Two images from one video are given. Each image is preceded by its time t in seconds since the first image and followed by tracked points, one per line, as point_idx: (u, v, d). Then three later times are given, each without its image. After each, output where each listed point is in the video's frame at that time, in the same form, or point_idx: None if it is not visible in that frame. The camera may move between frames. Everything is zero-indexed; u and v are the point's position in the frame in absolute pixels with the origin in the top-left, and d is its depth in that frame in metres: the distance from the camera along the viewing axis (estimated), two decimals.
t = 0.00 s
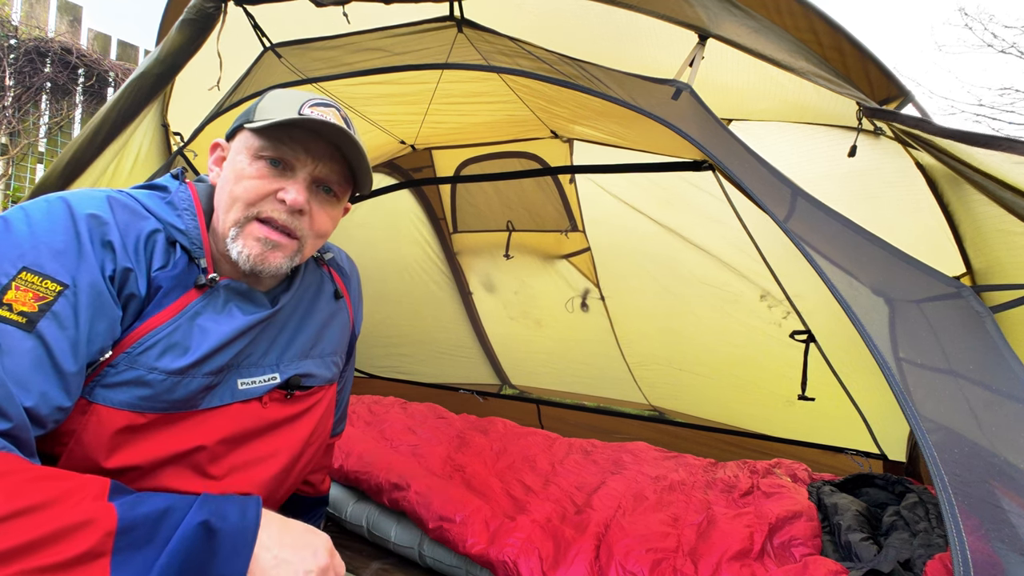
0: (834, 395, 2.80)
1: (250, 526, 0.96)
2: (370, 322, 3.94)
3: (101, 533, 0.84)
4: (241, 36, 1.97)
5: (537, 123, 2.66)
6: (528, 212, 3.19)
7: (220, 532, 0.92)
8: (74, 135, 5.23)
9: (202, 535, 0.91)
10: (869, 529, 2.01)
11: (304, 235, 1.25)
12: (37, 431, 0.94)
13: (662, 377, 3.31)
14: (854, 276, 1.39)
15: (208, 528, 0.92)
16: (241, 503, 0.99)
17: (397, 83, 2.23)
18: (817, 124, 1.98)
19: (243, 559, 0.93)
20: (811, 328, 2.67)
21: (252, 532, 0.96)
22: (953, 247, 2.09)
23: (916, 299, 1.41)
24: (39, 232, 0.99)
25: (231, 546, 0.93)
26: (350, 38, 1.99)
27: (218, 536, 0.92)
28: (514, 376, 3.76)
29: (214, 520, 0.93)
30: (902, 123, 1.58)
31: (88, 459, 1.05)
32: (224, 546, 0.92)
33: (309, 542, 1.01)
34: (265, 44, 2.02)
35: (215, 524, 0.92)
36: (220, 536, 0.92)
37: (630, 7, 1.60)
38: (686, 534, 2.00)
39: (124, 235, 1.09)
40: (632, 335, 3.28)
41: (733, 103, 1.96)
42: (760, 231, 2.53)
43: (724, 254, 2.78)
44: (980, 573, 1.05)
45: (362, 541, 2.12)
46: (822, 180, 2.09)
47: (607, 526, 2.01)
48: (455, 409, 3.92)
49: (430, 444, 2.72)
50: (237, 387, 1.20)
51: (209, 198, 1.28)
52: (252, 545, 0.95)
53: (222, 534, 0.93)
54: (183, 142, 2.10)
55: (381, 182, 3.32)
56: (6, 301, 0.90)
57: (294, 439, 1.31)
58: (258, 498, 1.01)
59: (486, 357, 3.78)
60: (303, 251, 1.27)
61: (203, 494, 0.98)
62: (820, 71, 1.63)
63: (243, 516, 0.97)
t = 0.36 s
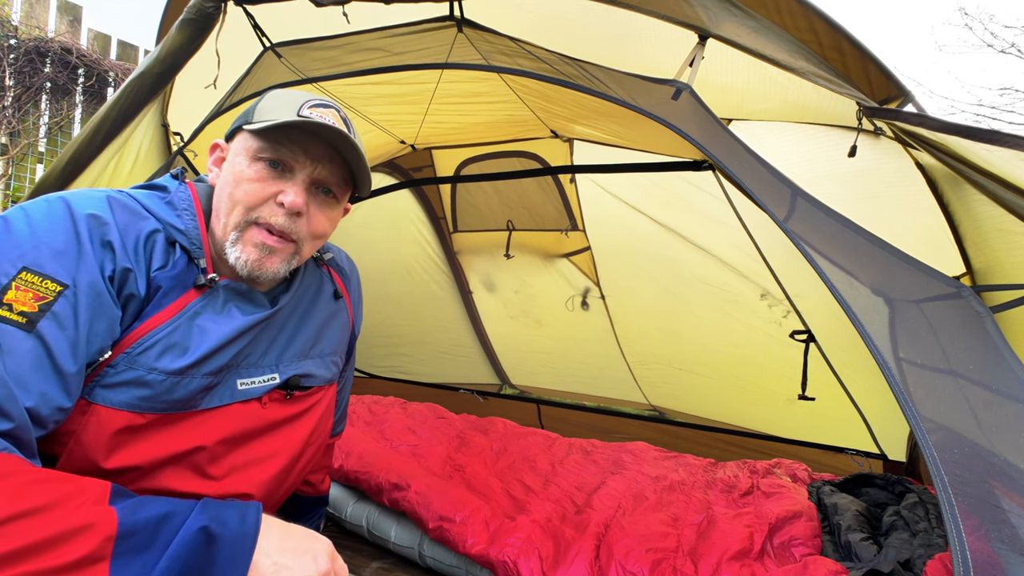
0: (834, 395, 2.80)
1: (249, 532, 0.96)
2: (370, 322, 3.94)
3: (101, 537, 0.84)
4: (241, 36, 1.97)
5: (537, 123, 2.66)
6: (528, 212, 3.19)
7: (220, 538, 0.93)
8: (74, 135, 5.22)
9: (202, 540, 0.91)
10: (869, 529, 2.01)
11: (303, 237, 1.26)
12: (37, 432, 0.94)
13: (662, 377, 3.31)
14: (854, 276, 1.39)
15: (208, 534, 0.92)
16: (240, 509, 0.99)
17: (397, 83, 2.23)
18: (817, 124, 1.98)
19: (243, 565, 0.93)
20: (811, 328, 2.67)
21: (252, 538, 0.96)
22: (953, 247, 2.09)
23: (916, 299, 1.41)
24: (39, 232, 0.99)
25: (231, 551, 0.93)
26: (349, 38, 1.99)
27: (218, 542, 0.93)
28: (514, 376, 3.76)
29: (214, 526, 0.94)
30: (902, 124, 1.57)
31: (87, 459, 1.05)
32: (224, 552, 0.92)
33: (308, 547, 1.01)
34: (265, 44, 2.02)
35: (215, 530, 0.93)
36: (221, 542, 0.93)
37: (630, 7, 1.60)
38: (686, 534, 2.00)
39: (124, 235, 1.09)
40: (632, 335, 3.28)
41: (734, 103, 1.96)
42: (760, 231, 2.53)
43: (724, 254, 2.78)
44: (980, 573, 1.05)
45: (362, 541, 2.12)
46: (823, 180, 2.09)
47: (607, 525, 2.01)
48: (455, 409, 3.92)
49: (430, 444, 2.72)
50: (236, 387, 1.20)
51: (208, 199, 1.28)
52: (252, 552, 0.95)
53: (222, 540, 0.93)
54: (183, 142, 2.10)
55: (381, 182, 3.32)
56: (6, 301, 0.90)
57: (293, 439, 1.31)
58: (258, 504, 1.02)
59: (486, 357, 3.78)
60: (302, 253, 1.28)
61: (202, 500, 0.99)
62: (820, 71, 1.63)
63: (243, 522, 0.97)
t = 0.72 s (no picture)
0: (834, 395, 2.80)
1: (249, 537, 0.96)
2: (370, 322, 3.94)
3: (102, 539, 0.84)
4: (241, 36, 1.97)
5: (537, 123, 2.66)
6: (528, 211, 3.19)
7: (220, 541, 0.93)
8: (74, 135, 5.22)
9: (202, 544, 0.91)
10: (870, 529, 2.02)
11: (303, 236, 1.26)
12: (38, 432, 0.94)
13: (662, 377, 3.31)
14: (854, 276, 1.39)
15: (208, 537, 0.92)
16: (241, 512, 0.99)
17: (397, 83, 2.23)
18: (817, 124, 1.98)
19: (242, 569, 0.93)
20: (811, 328, 2.67)
21: (252, 542, 0.96)
22: (953, 247, 2.09)
23: (915, 299, 1.41)
24: (39, 233, 0.99)
25: (231, 554, 0.93)
26: (350, 38, 1.99)
27: (218, 545, 0.92)
28: (514, 376, 3.76)
29: (214, 529, 0.93)
30: (903, 123, 1.58)
31: (87, 458, 1.05)
32: (224, 556, 0.92)
33: (309, 549, 1.02)
34: (265, 44, 2.02)
35: (215, 533, 0.92)
36: (220, 545, 0.92)
37: (631, 7, 1.60)
38: (686, 534, 2.00)
39: (124, 235, 1.09)
40: (632, 335, 3.28)
41: (734, 103, 1.96)
42: (760, 231, 2.53)
43: (724, 254, 2.78)
44: (981, 573, 1.05)
45: (362, 541, 2.12)
46: (823, 180, 2.09)
47: (608, 525, 2.01)
48: (455, 409, 3.92)
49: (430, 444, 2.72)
50: (235, 386, 1.20)
51: (207, 199, 1.28)
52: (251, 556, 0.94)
53: (222, 544, 0.92)
54: (183, 142, 2.10)
55: (382, 182, 3.32)
56: (7, 301, 0.89)
57: (292, 438, 1.31)
58: (258, 507, 1.02)
59: (486, 357, 3.78)
60: (301, 252, 1.28)
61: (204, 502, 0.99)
62: (820, 71, 1.63)
63: (244, 525, 0.97)
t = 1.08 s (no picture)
0: (834, 395, 2.80)
1: (242, 536, 0.93)
2: (370, 322, 3.94)
3: (85, 540, 0.83)
4: (241, 36, 1.97)
5: (537, 123, 2.66)
6: (528, 211, 3.19)
7: (210, 541, 0.90)
8: (74, 135, 5.22)
9: (191, 544, 0.88)
10: (870, 529, 2.01)
11: (307, 237, 1.26)
12: (35, 430, 0.94)
13: (662, 377, 3.31)
14: (853, 276, 1.39)
15: (198, 537, 0.89)
16: (234, 510, 0.96)
17: (397, 83, 2.23)
18: (817, 123, 1.98)
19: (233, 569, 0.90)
20: (811, 328, 2.67)
21: (245, 541, 0.93)
22: (953, 247, 2.09)
23: (915, 299, 1.41)
24: (36, 231, 0.99)
25: (221, 555, 0.90)
26: (350, 38, 1.99)
27: (208, 545, 0.89)
28: (514, 376, 3.76)
29: (204, 528, 0.90)
30: (902, 123, 1.57)
31: (86, 456, 1.04)
32: (214, 556, 0.89)
33: (310, 547, 0.99)
34: (265, 44, 2.02)
35: (205, 533, 0.90)
36: (211, 545, 0.90)
37: (631, 7, 1.60)
38: (686, 534, 2.00)
39: (122, 233, 1.09)
40: (632, 335, 3.28)
41: (734, 102, 1.96)
42: (760, 231, 2.53)
43: (724, 254, 2.78)
44: (981, 573, 1.05)
45: (362, 541, 2.13)
46: (823, 180, 2.09)
47: (608, 526, 2.01)
48: (455, 409, 3.92)
49: (429, 444, 2.71)
50: (235, 382, 1.20)
51: (207, 197, 1.28)
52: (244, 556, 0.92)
53: (212, 544, 0.90)
54: (183, 142, 2.10)
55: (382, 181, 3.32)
56: (2, 299, 0.89)
57: (291, 435, 1.31)
58: (253, 503, 0.99)
59: (486, 357, 3.78)
60: (303, 253, 1.27)
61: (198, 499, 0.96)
62: (820, 71, 1.63)
63: (236, 525, 0.94)
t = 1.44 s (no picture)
0: (834, 395, 2.80)
1: (240, 516, 0.89)
2: (370, 322, 3.94)
3: (78, 529, 0.83)
4: (241, 36, 1.97)
5: (537, 123, 2.66)
6: (528, 211, 3.19)
7: (206, 523, 0.87)
8: (74, 135, 5.22)
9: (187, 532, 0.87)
10: (870, 529, 2.01)
11: (306, 244, 1.26)
12: (31, 433, 0.93)
13: (662, 377, 3.31)
14: (853, 276, 1.39)
15: (193, 523, 0.87)
16: (232, 490, 0.93)
17: (397, 83, 2.23)
18: (818, 123, 1.98)
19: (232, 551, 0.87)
20: (811, 328, 2.67)
21: (243, 519, 0.89)
22: (953, 246, 2.09)
23: (915, 299, 1.41)
24: (34, 232, 0.99)
25: (218, 539, 0.87)
26: (349, 38, 1.99)
27: (204, 532, 0.87)
28: (514, 376, 3.76)
29: (200, 510, 0.88)
30: (903, 123, 1.57)
31: (86, 457, 1.04)
32: (212, 540, 0.87)
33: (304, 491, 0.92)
34: (265, 43, 2.02)
35: (201, 516, 0.87)
36: (207, 528, 0.87)
37: (631, 7, 1.60)
38: (686, 534, 1.99)
39: (121, 234, 1.09)
40: (632, 335, 3.28)
41: (734, 102, 1.96)
42: (760, 231, 2.53)
43: (724, 254, 2.78)
44: (981, 572, 1.05)
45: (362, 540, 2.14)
46: (823, 180, 2.09)
47: (607, 525, 2.01)
48: (455, 409, 3.92)
49: (429, 444, 2.71)
50: (235, 383, 1.20)
51: (208, 198, 1.28)
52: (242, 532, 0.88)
53: (209, 529, 0.87)
54: (183, 142, 2.10)
55: (382, 181, 3.32)
56: None
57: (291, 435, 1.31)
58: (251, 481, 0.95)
59: (486, 357, 3.78)
60: (301, 258, 1.28)
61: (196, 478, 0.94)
62: (820, 71, 1.63)
63: (233, 504, 0.90)
